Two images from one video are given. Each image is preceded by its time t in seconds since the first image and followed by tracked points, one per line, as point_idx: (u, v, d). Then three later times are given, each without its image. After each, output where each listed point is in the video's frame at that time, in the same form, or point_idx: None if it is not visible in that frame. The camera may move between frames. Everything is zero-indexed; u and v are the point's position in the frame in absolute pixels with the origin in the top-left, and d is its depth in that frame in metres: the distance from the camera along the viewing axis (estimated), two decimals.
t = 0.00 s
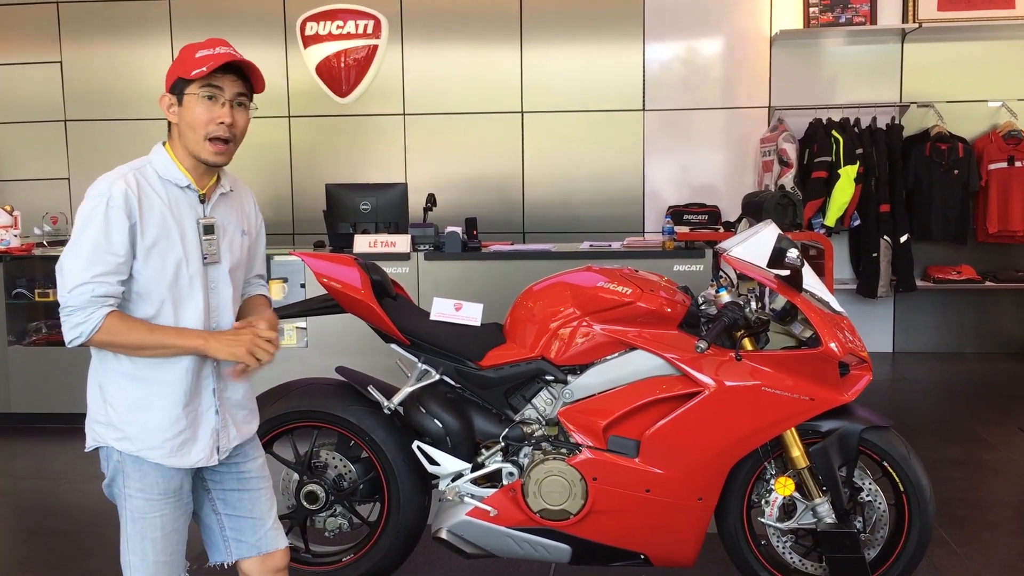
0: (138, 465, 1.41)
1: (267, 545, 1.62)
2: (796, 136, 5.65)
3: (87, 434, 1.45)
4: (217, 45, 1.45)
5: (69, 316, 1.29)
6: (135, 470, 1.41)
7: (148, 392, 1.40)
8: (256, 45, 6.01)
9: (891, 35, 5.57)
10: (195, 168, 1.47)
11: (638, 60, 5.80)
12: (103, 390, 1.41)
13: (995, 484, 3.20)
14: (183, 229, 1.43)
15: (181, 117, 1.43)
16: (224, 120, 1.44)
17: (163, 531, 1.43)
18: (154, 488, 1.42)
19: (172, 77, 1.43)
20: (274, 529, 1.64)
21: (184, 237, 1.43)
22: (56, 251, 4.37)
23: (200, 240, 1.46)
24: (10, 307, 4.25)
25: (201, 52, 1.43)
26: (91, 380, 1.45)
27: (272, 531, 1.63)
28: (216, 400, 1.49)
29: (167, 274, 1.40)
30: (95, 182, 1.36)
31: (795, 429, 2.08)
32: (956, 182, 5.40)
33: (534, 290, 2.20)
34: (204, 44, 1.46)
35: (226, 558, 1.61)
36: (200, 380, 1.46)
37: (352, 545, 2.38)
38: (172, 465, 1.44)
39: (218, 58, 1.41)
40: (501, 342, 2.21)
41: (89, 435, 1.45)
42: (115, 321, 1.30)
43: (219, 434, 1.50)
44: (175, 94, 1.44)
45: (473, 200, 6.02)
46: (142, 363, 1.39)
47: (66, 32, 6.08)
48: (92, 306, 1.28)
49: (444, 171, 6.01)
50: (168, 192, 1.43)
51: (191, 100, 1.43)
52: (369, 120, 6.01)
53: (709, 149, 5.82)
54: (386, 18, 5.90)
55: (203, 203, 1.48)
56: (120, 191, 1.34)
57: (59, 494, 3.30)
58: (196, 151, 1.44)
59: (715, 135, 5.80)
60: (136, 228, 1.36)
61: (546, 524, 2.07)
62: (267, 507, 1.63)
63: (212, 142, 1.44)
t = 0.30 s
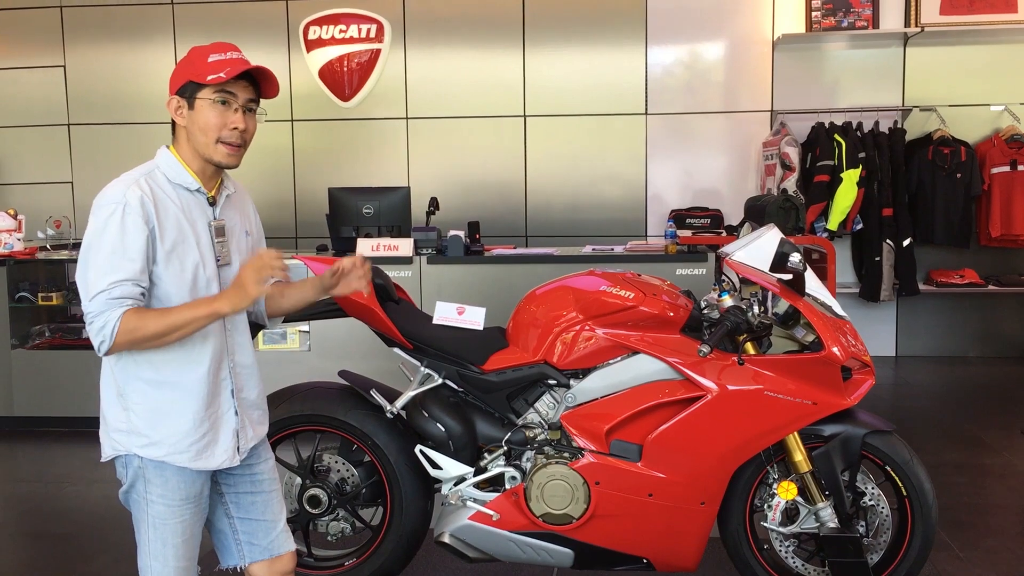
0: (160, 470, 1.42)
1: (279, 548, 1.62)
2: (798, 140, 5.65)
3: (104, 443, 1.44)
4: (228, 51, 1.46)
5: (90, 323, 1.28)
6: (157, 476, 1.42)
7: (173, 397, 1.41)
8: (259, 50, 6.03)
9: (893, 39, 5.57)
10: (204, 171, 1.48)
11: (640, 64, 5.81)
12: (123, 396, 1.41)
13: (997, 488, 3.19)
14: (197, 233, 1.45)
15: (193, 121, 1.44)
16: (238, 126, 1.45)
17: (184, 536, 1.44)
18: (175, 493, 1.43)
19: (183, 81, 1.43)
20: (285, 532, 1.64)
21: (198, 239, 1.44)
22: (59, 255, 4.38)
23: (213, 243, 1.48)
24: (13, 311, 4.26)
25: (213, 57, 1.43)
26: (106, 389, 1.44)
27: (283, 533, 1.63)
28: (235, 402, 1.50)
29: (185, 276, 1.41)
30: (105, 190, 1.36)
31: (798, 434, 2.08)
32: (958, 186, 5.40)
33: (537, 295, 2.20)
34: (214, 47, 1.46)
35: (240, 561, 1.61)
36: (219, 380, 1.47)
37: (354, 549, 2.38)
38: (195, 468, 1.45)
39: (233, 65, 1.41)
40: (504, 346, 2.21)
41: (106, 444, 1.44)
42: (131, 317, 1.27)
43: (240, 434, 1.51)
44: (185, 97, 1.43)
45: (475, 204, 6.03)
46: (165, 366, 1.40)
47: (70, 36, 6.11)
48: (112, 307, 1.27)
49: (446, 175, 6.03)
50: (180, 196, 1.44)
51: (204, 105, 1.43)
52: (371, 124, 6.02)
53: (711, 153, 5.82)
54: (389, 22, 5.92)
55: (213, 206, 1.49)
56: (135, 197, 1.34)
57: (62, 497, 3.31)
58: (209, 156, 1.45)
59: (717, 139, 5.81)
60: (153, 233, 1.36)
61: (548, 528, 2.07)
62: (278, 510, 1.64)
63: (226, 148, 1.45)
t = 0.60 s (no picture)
0: (172, 474, 1.41)
1: (283, 547, 1.63)
2: (796, 143, 5.66)
3: (112, 451, 1.42)
4: (247, 63, 1.47)
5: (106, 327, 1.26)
6: (170, 479, 1.41)
7: (186, 399, 1.40)
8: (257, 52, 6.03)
9: (891, 42, 5.58)
10: (201, 174, 1.48)
11: (638, 67, 5.82)
12: (134, 404, 1.40)
13: (994, 491, 3.20)
14: (199, 236, 1.46)
15: (207, 128, 1.43)
16: (250, 139, 1.47)
17: (195, 538, 1.44)
18: (187, 496, 1.42)
19: (201, 86, 1.41)
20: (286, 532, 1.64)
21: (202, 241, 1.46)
22: (57, 257, 4.37)
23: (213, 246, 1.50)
24: (10, 313, 4.25)
25: (234, 68, 1.43)
26: (114, 397, 1.42)
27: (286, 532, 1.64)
28: (243, 402, 1.51)
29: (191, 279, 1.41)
30: (108, 194, 1.35)
31: (795, 436, 2.08)
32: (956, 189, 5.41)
33: (534, 296, 2.20)
34: (230, 55, 1.46)
35: (245, 563, 1.61)
36: (228, 379, 1.48)
37: (351, 552, 2.38)
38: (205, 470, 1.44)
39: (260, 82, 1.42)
40: (502, 348, 2.21)
41: (113, 452, 1.42)
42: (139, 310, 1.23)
43: (248, 433, 1.51)
44: (201, 102, 1.42)
45: (474, 206, 6.03)
46: (176, 369, 1.40)
47: (68, 38, 6.11)
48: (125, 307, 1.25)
49: (444, 178, 6.03)
50: (181, 200, 1.44)
51: (222, 115, 1.43)
52: (369, 127, 6.02)
53: (709, 155, 5.83)
54: (388, 25, 5.92)
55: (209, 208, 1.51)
56: (142, 199, 1.34)
57: (58, 500, 3.30)
58: (217, 164, 1.45)
59: (715, 142, 5.81)
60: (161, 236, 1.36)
61: (545, 530, 2.07)
62: (280, 510, 1.64)
63: (236, 159, 1.46)
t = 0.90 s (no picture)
0: (174, 475, 1.40)
1: (279, 546, 1.63)
2: (791, 144, 5.67)
3: (115, 454, 1.41)
4: (237, 58, 1.48)
5: (121, 334, 1.27)
6: (171, 480, 1.40)
7: (191, 400, 1.40)
8: (253, 51, 6.02)
9: (887, 44, 5.60)
10: (200, 173, 1.49)
11: (635, 67, 5.82)
12: (137, 406, 1.39)
13: (988, 492, 3.21)
14: (199, 235, 1.46)
15: (220, 129, 1.45)
16: (255, 134, 1.52)
17: (195, 538, 1.44)
18: (189, 497, 1.42)
19: (210, 87, 1.42)
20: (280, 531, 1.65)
21: (203, 242, 1.46)
22: (52, 256, 4.34)
23: (212, 244, 1.50)
24: (5, 312, 4.24)
25: (234, 66, 1.46)
26: (115, 400, 1.40)
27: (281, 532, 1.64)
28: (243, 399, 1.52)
29: (194, 280, 1.43)
30: (108, 197, 1.34)
31: (790, 436, 2.09)
32: (951, 191, 5.42)
33: (530, 297, 2.21)
34: (221, 51, 1.47)
35: (241, 561, 1.61)
36: (230, 379, 1.48)
37: (346, 552, 2.37)
38: (207, 471, 1.44)
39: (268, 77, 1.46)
40: (497, 348, 2.21)
41: (115, 455, 1.41)
42: (159, 324, 1.26)
43: (246, 432, 1.52)
44: (211, 104, 1.43)
45: (470, 206, 6.03)
46: (181, 370, 1.40)
47: (64, 37, 6.09)
48: (141, 315, 1.27)
49: (440, 178, 6.02)
50: (179, 200, 1.44)
51: (234, 114, 1.45)
52: (366, 127, 6.02)
53: (705, 156, 5.84)
54: (384, 24, 5.92)
55: (207, 208, 1.51)
56: (147, 203, 1.34)
57: (53, 499, 3.29)
58: (230, 162, 1.49)
59: (711, 142, 5.82)
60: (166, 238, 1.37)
61: (541, 530, 2.07)
62: (274, 508, 1.65)
63: (245, 154, 1.50)
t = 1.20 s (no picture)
0: (172, 472, 1.41)
1: (292, 535, 1.63)
2: (791, 146, 5.68)
3: (112, 452, 1.41)
4: (240, 60, 1.49)
5: (119, 338, 1.28)
6: (169, 477, 1.41)
7: (188, 397, 1.41)
8: (253, 50, 6.02)
9: (887, 47, 5.61)
10: (199, 173, 1.49)
11: (635, 69, 5.83)
12: (134, 404, 1.39)
13: (986, 495, 3.21)
14: (197, 233, 1.47)
15: (218, 129, 1.45)
16: (254, 136, 1.52)
17: (194, 536, 1.44)
18: (186, 494, 1.42)
19: (210, 88, 1.42)
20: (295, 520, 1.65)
21: (200, 241, 1.47)
22: (51, 254, 4.29)
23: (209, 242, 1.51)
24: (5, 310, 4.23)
25: (236, 67, 1.46)
26: (114, 399, 1.41)
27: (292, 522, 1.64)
28: (242, 396, 1.52)
29: (192, 279, 1.44)
30: (104, 198, 1.34)
31: (788, 438, 2.09)
32: (950, 194, 5.43)
33: (529, 297, 2.21)
34: (224, 52, 1.47)
35: (254, 552, 1.62)
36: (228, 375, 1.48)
37: (345, 551, 2.37)
38: (205, 468, 1.44)
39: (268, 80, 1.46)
40: (497, 348, 2.22)
41: (113, 453, 1.42)
42: (167, 328, 1.32)
43: (246, 428, 1.52)
44: (210, 105, 1.44)
45: (469, 207, 6.04)
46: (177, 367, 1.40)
47: (65, 35, 6.09)
48: (142, 320, 1.29)
49: (440, 178, 6.03)
50: (176, 199, 1.44)
51: (233, 115, 1.46)
52: (366, 127, 6.02)
53: (705, 158, 5.85)
54: (384, 24, 5.93)
55: (206, 208, 1.52)
56: (142, 203, 1.34)
57: (51, 498, 3.29)
58: (227, 163, 1.49)
59: (711, 144, 5.83)
60: (163, 238, 1.37)
61: (539, 530, 2.07)
62: (285, 500, 1.65)
63: (243, 156, 1.51)
